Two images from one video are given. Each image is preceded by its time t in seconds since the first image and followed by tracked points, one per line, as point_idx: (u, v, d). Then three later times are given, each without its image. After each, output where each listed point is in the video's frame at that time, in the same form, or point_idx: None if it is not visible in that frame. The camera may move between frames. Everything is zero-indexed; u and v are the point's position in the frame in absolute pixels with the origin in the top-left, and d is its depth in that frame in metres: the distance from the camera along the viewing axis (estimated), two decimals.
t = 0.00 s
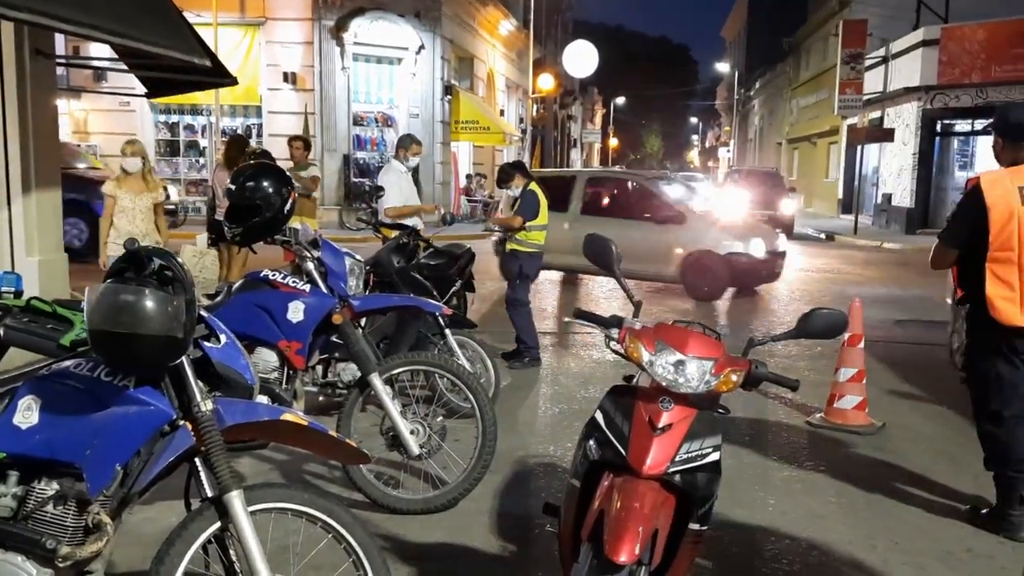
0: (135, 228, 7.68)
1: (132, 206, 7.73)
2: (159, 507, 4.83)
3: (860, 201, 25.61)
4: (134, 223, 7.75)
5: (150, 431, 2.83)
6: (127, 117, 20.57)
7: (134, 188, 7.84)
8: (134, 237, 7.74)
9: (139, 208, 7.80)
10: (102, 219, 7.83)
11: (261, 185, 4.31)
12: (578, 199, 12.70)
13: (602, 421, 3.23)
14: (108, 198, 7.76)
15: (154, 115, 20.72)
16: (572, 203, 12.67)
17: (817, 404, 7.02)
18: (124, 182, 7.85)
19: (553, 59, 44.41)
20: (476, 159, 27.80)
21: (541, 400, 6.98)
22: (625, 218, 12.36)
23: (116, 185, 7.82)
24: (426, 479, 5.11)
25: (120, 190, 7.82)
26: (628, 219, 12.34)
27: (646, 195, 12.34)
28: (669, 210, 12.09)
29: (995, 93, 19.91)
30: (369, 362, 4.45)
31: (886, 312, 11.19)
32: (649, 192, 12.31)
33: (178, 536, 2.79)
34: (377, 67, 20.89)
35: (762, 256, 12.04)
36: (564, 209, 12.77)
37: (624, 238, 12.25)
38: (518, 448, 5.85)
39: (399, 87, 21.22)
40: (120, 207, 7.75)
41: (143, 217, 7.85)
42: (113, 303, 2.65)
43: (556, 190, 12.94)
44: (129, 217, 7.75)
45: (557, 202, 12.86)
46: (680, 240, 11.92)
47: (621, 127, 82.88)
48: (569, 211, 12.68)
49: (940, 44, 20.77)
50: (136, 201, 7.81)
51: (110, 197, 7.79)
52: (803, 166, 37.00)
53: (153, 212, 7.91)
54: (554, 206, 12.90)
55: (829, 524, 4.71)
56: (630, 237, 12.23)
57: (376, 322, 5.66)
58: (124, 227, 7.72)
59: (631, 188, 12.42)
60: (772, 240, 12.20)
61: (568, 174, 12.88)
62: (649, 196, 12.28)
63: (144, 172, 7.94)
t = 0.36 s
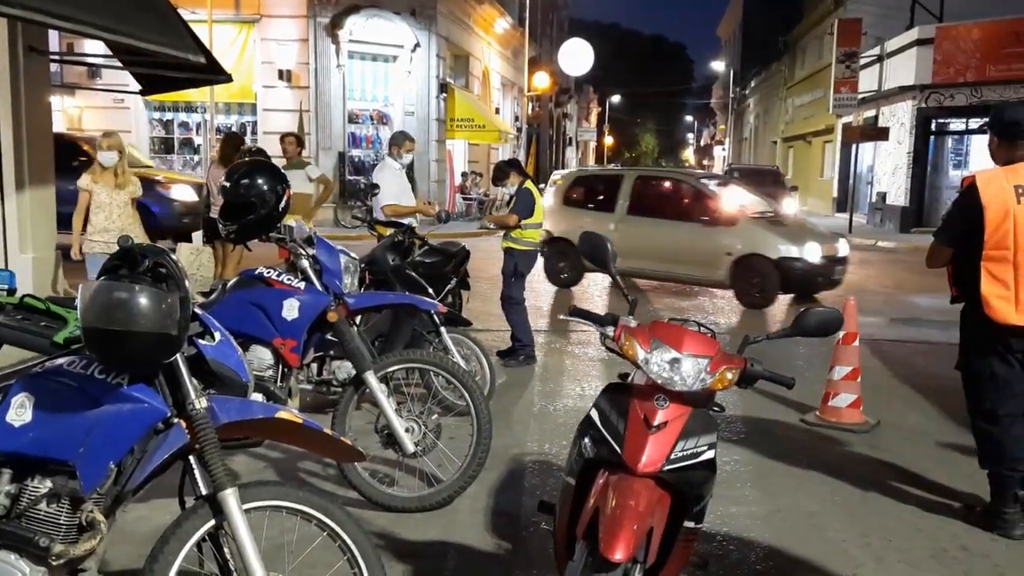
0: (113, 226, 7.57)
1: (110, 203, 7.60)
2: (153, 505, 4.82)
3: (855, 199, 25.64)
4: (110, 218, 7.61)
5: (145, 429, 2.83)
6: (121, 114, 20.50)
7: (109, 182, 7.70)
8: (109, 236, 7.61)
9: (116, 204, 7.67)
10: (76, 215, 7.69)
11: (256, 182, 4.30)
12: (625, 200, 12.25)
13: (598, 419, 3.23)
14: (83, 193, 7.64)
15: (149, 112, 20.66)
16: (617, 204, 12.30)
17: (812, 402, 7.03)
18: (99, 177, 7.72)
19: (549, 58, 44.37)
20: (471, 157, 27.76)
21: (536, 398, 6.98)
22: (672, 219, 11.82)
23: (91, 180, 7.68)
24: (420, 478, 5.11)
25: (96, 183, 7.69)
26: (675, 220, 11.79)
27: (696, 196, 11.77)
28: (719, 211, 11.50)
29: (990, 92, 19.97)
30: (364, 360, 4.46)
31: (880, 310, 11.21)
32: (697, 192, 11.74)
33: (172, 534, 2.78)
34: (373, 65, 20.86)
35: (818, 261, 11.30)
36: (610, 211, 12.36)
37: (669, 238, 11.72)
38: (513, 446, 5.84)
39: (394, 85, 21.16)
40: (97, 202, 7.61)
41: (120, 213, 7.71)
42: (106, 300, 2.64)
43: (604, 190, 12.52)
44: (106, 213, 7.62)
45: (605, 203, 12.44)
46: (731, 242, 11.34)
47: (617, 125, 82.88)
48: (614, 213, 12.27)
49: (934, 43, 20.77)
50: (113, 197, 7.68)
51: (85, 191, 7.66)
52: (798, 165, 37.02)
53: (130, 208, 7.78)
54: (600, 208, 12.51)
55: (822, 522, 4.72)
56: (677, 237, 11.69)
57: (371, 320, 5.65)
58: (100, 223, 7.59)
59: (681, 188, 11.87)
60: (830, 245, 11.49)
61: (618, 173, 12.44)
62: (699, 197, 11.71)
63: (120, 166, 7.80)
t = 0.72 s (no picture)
0: (95, 225, 7.40)
1: (91, 202, 7.41)
2: (148, 503, 4.81)
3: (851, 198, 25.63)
4: (92, 218, 7.45)
5: (141, 426, 2.83)
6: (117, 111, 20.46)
7: (91, 181, 7.48)
8: (91, 236, 7.46)
9: (98, 204, 7.46)
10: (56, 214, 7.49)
11: (252, 179, 4.30)
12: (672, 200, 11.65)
13: (594, 417, 3.23)
14: (64, 192, 7.41)
15: (144, 109, 20.59)
16: (666, 203, 11.69)
17: (807, 401, 7.03)
18: (81, 176, 7.49)
19: (546, 55, 44.31)
20: (467, 155, 27.73)
21: (532, 396, 6.98)
22: (718, 219, 11.06)
23: (72, 179, 7.44)
24: (416, 475, 5.10)
25: (77, 183, 7.46)
26: (720, 222, 11.03)
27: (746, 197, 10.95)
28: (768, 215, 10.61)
29: (987, 91, 20.15)
30: (360, 358, 4.45)
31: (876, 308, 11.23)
32: (747, 192, 10.90)
33: (168, 532, 2.77)
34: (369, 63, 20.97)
35: (879, 269, 10.11)
36: (656, 211, 11.79)
37: (713, 241, 10.96)
38: (509, 444, 5.84)
39: (391, 83, 21.27)
40: (78, 202, 7.41)
41: (101, 213, 7.53)
42: (101, 297, 2.63)
43: (653, 189, 11.95)
44: (87, 212, 7.43)
45: (653, 203, 11.88)
46: (778, 245, 10.40)
47: (613, 123, 82.84)
48: (660, 214, 11.69)
49: (930, 42, 20.75)
50: (94, 195, 7.46)
51: (66, 191, 7.43)
52: (794, 163, 37.03)
53: (113, 207, 7.59)
54: (646, 208, 11.96)
55: (818, 519, 4.73)
56: (722, 240, 10.91)
57: (368, 318, 5.65)
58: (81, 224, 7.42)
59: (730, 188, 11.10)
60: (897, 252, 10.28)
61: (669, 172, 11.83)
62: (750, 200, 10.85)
63: (103, 164, 7.58)
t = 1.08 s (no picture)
0: (68, 221, 7.35)
1: (64, 197, 7.34)
2: (147, 500, 4.82)
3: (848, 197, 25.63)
4: (66, 214, 7.38)
5: (139, 424, 2.84)
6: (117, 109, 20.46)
7: (62, 176, 7.42)
8: (66, 233, 7.38)
9: (71, 199, 7.40)
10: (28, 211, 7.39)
11: (250, 177, 4.31)
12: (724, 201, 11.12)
13: (591, 414, 3.24)
14: (36, 187, 7.31)
15: (144, 107, 20.60)
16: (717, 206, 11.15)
17: (805, 398, 7.05)
18: (52, 171, 7.42)
19: (543, 54, 44.30)
20: (465, 153, 27.75)
21: (530, 394, 6.99)
22: (771, 222, 10.50)
23: (43, 174, 7.37)
24: (415, 472, 5.11)
25: (49, 178, 7.38)
26: (773, 225, 10.47)
27: (802, 200, 10.36)
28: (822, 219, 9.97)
29: (983, 90, 19.84)
30: (359, 355, 4.47)
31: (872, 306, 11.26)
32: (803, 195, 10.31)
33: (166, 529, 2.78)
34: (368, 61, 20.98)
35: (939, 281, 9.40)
36: (708, 213, 11.28)
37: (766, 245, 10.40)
38: (507, 442, 5.85)
39: (389, 81, 21.30)
40: (51, 197, 7.32)
41: (75, 208, 7.45)
42: (100, 294, 2.64)
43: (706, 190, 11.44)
44: (60, 208, 7.36)
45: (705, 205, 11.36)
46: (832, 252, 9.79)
47: (611, 121, 82.85)
48: (710, 216, 11.18)
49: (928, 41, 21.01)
50: (67, 191, 7.40)
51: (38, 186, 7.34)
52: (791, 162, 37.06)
53: (87, 202, 7.55)
54: (698, 210, 11.46)
55: (815, 516, 4.75)
56: (774, 245, 10.34)
57: (366, 316, 5.66)
58: (54, 220, 7.33)
59: (783, 190, 10.54)
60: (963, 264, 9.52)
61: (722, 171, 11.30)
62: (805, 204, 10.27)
63: (72, 159, 7.51)
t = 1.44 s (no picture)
0: (55, 222, 7.28)
1: (52, 198, 7.27)
2: (145, 499, 4.80)
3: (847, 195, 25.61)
4: (54, 214, 7.31)
5: (137, 422, 2.82)
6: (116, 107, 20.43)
7: (50, 175, 7.34)
8: (56, 232, 7.32)
9: (60, 198, 7.33)
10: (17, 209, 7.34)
11: (249, 175, 4.28)
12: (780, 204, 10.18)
13: (591, 413, 3.22)
14: (24, 187, 7.24)
15: (141, 105, 20.37)
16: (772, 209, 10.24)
17: (804, 397, 7.05)
18: (39, 170, 7.34)
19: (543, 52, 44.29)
20: (465, 152, 27.75)
21: (529, 392, 6.98)
22: (828, 226, 9.54)
23: (30, 173, 7.29)
24: (414, 471, 5.11)
25: (37, 177, 7.31)
26: (831, 229, 9.50)
27: (865, 203, 9.34)
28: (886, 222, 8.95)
29: (984, 88, 19.81)
30: (358, 354, 4.46)
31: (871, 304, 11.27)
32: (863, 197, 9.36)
33: (164, 529, 2.77)
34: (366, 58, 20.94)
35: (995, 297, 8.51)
36: (762, 217, 10.34)
37: (822, 252, 9.45)
38: (507, 441, 5.84)
39: (388, 78, 21.26)
40: (39, 197, 7.26)
41: (63, 207, 7.38)
42: (98, 293, 2.62)
43: (761, 191, 10.49)
44: (48, 208, 7.29)
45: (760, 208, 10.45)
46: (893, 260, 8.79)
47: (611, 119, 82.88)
48: (765, 219, 10.25)
49: (929, 38, 21.02)
50: (55, 189, 7.32)
51: (26, 186, 7.27)
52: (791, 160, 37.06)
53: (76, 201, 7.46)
54: (750, 213, 10.54)
55: (815, 516, 4.74)
56: (831, 252, 9.38)
57: (365, 314, 5.65)
58: (44, 220, 7.28)
59: (842, 191, 9.56)
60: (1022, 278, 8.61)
61: (778, 171, 10.36)
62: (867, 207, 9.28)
63: (60, 157, 7.41)
